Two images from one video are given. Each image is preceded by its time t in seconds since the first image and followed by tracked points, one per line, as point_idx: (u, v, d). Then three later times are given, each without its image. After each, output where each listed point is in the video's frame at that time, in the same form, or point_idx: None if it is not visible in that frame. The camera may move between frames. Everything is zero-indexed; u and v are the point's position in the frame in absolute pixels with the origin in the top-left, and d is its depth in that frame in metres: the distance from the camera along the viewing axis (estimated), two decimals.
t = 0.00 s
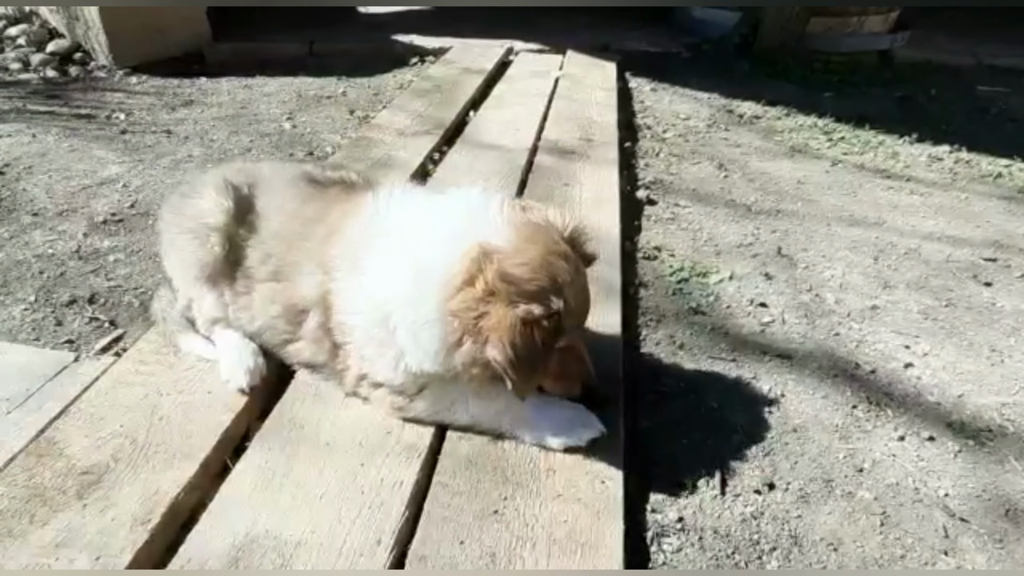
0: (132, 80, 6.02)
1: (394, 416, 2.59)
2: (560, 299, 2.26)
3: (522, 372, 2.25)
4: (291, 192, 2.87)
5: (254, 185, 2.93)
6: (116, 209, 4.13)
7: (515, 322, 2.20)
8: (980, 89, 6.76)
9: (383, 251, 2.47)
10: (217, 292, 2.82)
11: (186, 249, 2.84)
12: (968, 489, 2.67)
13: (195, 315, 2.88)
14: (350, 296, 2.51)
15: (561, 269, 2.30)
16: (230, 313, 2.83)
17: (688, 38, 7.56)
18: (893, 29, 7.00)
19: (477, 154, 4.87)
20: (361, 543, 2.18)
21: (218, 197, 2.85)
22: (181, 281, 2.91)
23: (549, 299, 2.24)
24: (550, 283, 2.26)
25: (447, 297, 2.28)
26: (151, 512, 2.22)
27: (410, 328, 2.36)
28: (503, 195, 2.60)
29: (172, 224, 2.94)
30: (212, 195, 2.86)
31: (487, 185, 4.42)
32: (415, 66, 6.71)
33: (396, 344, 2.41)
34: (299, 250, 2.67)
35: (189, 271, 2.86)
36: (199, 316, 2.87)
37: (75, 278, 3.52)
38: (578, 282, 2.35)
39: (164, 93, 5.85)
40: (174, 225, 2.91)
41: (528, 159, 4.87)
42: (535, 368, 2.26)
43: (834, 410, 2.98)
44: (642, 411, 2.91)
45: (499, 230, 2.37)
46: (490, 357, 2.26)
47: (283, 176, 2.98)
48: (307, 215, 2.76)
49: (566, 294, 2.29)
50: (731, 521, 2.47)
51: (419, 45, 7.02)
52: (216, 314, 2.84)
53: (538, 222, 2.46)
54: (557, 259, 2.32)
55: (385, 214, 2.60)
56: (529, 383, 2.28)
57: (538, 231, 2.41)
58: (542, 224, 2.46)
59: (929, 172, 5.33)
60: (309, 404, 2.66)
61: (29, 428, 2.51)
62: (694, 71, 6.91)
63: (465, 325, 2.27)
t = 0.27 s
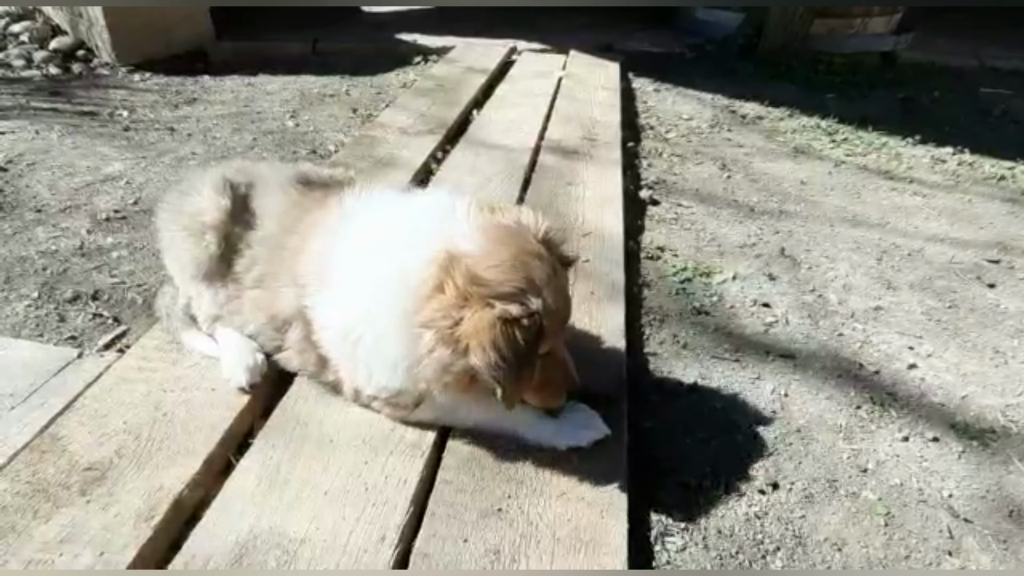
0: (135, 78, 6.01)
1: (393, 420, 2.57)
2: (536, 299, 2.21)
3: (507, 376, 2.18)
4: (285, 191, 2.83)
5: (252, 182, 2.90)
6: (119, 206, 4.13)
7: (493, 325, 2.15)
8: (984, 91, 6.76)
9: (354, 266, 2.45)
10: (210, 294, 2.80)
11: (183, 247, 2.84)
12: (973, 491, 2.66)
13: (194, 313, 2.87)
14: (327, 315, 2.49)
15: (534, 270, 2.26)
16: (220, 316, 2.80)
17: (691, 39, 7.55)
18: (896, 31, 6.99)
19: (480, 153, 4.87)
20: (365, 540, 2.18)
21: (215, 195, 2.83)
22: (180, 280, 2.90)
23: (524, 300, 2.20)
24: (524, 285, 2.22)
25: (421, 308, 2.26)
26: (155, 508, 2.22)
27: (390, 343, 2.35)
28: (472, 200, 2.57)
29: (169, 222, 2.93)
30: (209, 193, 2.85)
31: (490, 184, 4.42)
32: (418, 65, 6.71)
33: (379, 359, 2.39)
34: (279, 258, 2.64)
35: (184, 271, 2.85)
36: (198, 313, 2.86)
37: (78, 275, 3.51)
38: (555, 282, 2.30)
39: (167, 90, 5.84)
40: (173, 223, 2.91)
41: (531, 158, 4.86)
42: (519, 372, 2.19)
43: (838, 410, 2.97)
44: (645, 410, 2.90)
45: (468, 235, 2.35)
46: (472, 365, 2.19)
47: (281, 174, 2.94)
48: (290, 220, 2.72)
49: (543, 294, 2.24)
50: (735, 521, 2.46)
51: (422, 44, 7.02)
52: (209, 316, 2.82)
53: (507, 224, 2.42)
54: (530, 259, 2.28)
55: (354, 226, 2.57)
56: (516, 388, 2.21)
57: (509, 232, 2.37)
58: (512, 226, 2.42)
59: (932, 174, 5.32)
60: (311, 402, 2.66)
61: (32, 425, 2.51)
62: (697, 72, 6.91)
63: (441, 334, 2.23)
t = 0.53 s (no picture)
0: (137, 75, 6.01)
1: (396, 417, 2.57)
2: (545, 317, 2.21)
3: (509, 391, 2.19)
4: (284, 194, 2.82)
5: (252, 182, 2.90)
6: (121, 202, 4.13)
7: (499, 342, 2.15)
8: (987, 93, 6.75)
9: (362, 267, 2.45)
10: (211, 291, 2.79)
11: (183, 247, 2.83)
12: (975, 491, 2.66)
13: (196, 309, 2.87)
14: (331, 314, 2.49)
15: (546, 286, 2.26)
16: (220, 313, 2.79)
17: (694, 39, 7.54)
18: (900, 32, 6.98)
19: (482, 151, 4.87)
20: (366, 538, 2.18)
21: (217, 193, 2.83)
22: (183, 279, 2.89)
23: (533, 317, 2.20)
24: (534, 302, 2.22)
25: (428, 317, 2.26)
26: (157, 504, 2.22)
27: (392, 347, 2.35)
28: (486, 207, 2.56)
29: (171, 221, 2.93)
30: (212, 191, 2.85)
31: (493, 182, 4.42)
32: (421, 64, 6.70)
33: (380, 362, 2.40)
34: (279, 260, 2.64)
35: (189, 268, 2.85)
36: (199, 309, 2.86)
37: (81, 271, 3.51)
38: (566, 300, 2.30)
39: (169, 88, 5.84)
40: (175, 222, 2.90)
41: (533, 157, 4.86)
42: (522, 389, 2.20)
43: (841, 410, 2.97)
44: (648, 409, 2.90)
45: (479, 245, 2.34)
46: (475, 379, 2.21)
47: (282, 174, 2.94)
48: (291, 221, 2.71)
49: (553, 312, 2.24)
50: (737, 520, 2.46)
51: (425, 43, 7.01)
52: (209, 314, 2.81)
53: (521, 235, 2.41)
54: (542, 275, 2.27)
55: (363, 227, 2.56)
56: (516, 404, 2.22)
57: (522, 244, 2.36)
58: (526, 237, 2.41)
59: (935, 175, 5.32)
60: (313, 398, 2.65)
61: (33, 420, 2.51)
62: (700, 72, 6.90)
63: (446, 344, 2.23)
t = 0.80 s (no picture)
0: (139, 73, 6.02)
1: (397, 416, 2.58)
2: (519, 315, 2.17)
3: (482, 391, 2.17)
4: (268, 191, 2.80)
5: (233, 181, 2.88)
6: (123, 200, 4.13)
7: (468, 342, 2.12)
8: (988, 94, 6.75)
9: (345, 265, 2.42)
10: (210, 290, 2.79)
11: (175, 247, 2.82)
12: (975, 492, 2.66)
13: (195, 309, 2.87)
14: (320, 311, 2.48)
15: (522, 283, 2.21)
16: (221, 311, 2.79)
17: (695, 40, 7.54)
18: (901, 34, 6.99)
19: (484, 151, 4.87)
20: (367, 535, 2.18)
21: (198, 195, 2.82)
22: (174, 282, 2.91)
23: (506, 316, 2.16)
24: (508, 300, 2.17)
25: (402, 315, 2.24)
26: (157, 502, 2.22)
27: (375, 345, 2.34)
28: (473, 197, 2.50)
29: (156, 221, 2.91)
30: (194, 193, 2.83)
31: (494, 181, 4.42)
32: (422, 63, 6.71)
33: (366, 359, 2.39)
34: (271, 267, 2.63)
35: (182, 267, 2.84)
36: (199, 308, 2.86)
37: (82, 269, 3.51)
38: (544, 297, 2.25)
39: (171, 86, 5.85)
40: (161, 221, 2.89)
41: (535, 157, 4.86)
42: (494, 388, 2.17)
43: (841, 411, 2.97)
44: (648, 408, 2.90)
45: (457, 240, 2.29)
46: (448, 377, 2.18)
47: (264, 171, 2.92)
48: (278, 224, 2.69)
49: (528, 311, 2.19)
50: (738, 519, 2.46)
51: (427, 42, 7.02)
52: (208, 312, 2.81)
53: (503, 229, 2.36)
54: (520, 272, 2.22)
55: (351, 221, 2.53)
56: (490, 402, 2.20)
57: (502, 238, 2.31)
58: (508, 231, 2.36)
59: (936, 177, 5.32)
60: (313, 395, 2.65)
61: (33, 417, 2.51)
62: (702, 72, 6.90)
63: (421, 343, 2.21)
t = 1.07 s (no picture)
0: (141, 71, 6.03)
1: (399, 413, 2.59)
2: (504, 288, 2.18)
3: (472, 365, 2.16)
4: (254, 197, 2.78)
5: (219, 192, 2.89)
6: (125, 197, 4.14)
7: (456, 315, 2.13)
8: (989, 96, 6.76)
9: (329, 252, 2.43)
10: (210, 289, 2.79)
11: (173, 248, 2.82)
12: (975, 491, 2.67)
13: (195, 307, 2.87)
14: (308, 303, 2.48)
15: (504, 258, 2.23)
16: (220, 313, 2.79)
17: (696, 40, 7.53)
18: (902, 35, 6.99)
19: (485, 150, 4.88)
20: (369, 532, 2.19)
21: (184, 201, 2.84)
22: (169, 291, 2.91)
23: (491, 289, 2.17)
24: (493, 274, 2.19)
25: (388, 296, 2.24)
26: (160, 497, 2.22)
27: (364, 330, 2.34)
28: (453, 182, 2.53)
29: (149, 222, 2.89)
30: (185, 200, 2.84)
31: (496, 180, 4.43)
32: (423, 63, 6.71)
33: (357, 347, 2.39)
34: (262, 276, 2.62)
35: (178, 269, 2.83)
36: (199, 307, 2.86)
37: (85, 266, 3.52)
38: (528, 272, 2.27)
39: (173, 84, 5.85)
40: (158, 222, 2.89)
41: (536, 156, 4.87)
42: (485, 362, 2.17)
43: (841, 410, 2.98)
44: (649, 407, 2.91)
45: (439, 220, 2.31)
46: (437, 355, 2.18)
47: (249, 176, 2.90)
48: (263, 230, 2.66)
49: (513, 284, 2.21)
50: (738, 517, 2.47)
51: (428, 41, 7.03)
52: (209, 310, 2.82)
53: (483, 209, 2.38)
54: (502, 247, 2.24)
55: (334, 211, 2.55)
56: (480, 378, 2.19)
57: (482, 216, 2.33)
58: (489, 211, 2.38)
59: (937, 177, 5.32)
60: (315, 392, 2.66)
61: (36, 413, 2.51)
62: (702, 73, 6.91)
63: (409, 322, 2.21)
